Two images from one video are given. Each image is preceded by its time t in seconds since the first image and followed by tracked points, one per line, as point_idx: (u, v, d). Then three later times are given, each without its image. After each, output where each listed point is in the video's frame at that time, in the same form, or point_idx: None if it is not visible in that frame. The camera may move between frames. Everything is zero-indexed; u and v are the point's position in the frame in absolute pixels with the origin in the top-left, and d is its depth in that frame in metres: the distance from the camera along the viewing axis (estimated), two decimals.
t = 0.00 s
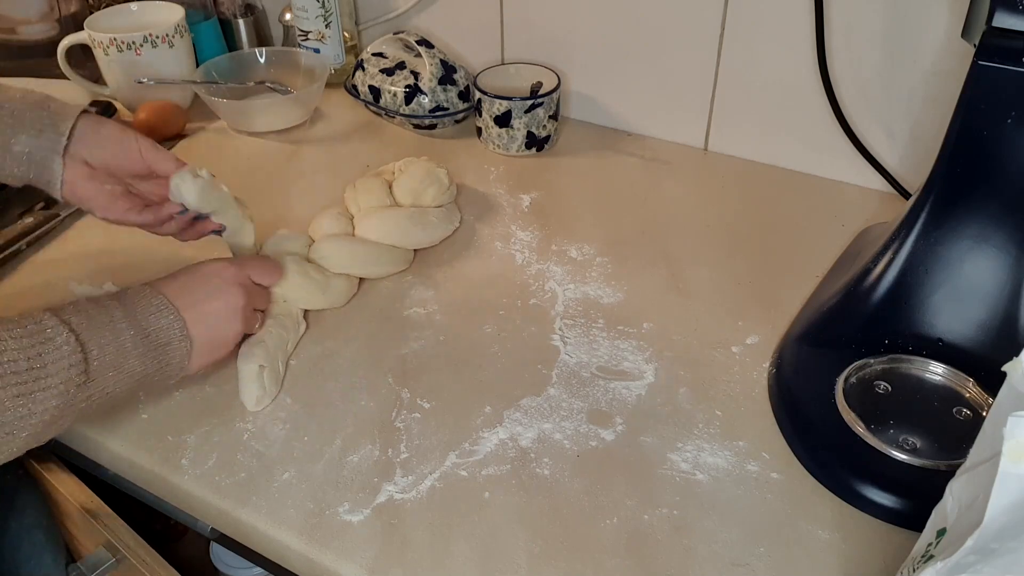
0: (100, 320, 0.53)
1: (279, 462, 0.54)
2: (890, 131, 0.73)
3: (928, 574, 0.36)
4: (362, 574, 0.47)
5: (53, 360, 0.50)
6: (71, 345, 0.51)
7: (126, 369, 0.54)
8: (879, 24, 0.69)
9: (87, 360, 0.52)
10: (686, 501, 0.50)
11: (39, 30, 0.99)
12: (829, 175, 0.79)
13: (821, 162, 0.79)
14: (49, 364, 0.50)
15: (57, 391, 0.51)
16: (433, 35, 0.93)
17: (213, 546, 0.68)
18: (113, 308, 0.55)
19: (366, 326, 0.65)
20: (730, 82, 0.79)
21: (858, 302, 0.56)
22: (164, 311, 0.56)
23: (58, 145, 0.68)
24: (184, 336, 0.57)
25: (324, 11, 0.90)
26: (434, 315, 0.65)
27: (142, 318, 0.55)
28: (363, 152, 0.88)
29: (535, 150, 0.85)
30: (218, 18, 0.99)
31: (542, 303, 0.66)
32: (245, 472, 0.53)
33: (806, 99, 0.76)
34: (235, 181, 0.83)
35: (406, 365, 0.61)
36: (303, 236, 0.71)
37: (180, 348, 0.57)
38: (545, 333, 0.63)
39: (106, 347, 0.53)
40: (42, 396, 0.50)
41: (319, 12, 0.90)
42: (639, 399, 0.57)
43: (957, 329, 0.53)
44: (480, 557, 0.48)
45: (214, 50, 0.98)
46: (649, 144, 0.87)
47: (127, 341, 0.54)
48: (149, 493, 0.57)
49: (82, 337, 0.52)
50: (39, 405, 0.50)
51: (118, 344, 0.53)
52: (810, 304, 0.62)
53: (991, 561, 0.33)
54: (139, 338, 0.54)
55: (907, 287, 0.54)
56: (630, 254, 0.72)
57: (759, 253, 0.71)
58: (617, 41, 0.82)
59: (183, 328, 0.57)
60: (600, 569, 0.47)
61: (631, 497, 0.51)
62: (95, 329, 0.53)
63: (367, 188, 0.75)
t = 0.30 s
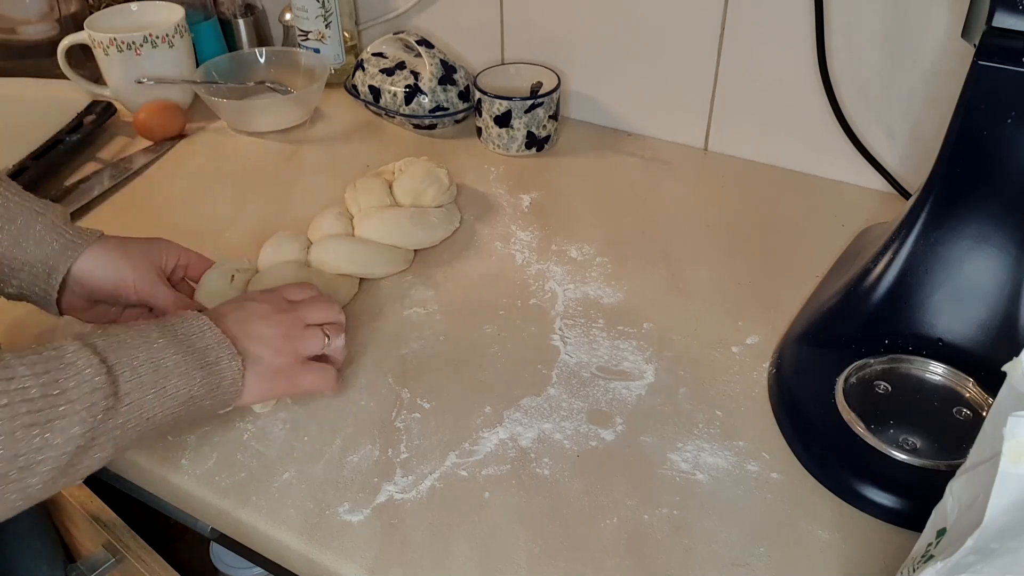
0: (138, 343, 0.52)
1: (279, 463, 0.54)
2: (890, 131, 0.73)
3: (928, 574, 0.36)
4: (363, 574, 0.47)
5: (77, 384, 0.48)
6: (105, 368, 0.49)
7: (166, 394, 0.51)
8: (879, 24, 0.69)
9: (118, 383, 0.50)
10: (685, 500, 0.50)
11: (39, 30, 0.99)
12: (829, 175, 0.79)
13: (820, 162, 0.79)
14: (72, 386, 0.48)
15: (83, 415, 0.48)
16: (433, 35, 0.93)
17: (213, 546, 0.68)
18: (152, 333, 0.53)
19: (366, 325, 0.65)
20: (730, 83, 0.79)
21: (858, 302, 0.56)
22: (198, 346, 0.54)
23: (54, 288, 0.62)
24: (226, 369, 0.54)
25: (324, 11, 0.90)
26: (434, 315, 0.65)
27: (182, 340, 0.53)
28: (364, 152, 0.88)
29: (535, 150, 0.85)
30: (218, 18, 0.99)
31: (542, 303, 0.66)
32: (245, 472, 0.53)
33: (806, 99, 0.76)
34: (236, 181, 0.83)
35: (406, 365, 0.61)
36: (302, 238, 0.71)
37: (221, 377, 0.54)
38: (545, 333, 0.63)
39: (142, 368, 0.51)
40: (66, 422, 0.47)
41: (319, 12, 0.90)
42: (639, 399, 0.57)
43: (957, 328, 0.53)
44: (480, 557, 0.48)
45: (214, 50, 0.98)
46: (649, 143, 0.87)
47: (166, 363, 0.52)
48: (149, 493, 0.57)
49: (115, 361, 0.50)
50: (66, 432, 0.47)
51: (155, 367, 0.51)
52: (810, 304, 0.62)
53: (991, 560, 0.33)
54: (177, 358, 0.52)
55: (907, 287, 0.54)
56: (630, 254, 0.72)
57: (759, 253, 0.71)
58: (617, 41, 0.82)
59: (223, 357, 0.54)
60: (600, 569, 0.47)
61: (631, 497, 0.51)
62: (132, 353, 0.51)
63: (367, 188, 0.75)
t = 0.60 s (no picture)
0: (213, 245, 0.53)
1: (279, 463, 0.54)
2: (890, 131, 0.73)
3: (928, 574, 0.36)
4: (362, 574, 0.47)
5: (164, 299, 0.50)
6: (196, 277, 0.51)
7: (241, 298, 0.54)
8: (879, 24, 0.69)
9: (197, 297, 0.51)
10: (685, 501, 0.50)
11: (39, 30, 0.99)
12: (829, 175, 0.79)
13: (820, 162, 0.79)
14: (172, 298, 0.50)
15: (184, 324, 0.51)
16: (433, 35, 0.93)
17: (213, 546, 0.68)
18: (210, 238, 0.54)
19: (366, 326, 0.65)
20: (730, 83, 0.79)
21: (858, 302, 0.56)
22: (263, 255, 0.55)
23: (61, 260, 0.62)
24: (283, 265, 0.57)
25: (324, 11, 0.90)
26: (434, 315, 0.65)
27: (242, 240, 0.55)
28: (363, 152, 0.88)
29: (535, 150, 0.85)
30: (218, 18, 0.99)
31: (542, 303, 0.66)
32: (245, 472, 0.53)
33: (806, 99, 0.76)
34: (236, 180, 0.83)
35: (406, 365, 0.61)
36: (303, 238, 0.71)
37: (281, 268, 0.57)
38: (545, 333, 0.63)
39: (221, 256, 0.52)
40: (168, 330, 0.50)
41: (319, 12, 0.90)
42: (639, 399, 0.57)
43: (957, 329, 0.53)
44: (480, 557, 0.48)
45: (214, 50, 0.98)
46: (649, 143, 0.87)
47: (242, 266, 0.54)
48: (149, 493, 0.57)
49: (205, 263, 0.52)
50: (167, 338, 0.50)
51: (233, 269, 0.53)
52: (810, 304, 0.62)
53: (991, 560, 0.33)
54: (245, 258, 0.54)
55: (906, 287, 0.54)
56: (630, 253, 0.72)
57: (759, 253, 0.71)
58: (617, 41, 0.82)
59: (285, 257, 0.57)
60: (600, 569, 0.47)
61: (631, 497, 0.51)
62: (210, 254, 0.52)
63: (368, 188, 0.75)
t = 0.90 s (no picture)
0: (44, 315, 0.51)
1: (279, 463, 0.54)
2: (890, 131, 0.73)
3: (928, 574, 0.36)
4: (362, 574, 0.47)
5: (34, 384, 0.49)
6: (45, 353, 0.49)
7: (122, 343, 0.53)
8: (878, 24, 0.69)
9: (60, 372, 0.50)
10: (686, 501, 0.50)
11: (39, 31, 0.99)
12: (829, 175, 0.79)
13: (820, 162, 0.79)
14: None
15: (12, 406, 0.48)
16: (433, 35, 0.93)
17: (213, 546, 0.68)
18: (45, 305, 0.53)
19: (366, 326, 0.65)
20: (730, 83, 0.79)
21: (858, 302, 0.56)
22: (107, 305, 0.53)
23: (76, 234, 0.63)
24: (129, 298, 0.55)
25: (324, 11, 0.90)
26: (434, 315, 0.65)
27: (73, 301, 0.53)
28: (364, 152, 0.88)
29: (535, 150, 0.85)
30: (218, 18, 0.99)
31: (542, 303, 0.66)
32: (245, 472, 0.53)
33: (806, 98, 0.76)
34: (236, 180, 0.83)
35: (407, 365, 0.61)
36: (303, 237, 0.71)
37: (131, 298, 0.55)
38: (545, 333, 0.63)
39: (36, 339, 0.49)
40: None
41: (319, 12, 0.90)
42: (639, 399, 0.57)
43: (957, 329, 0.53)
44: (480, 557, 0.48)
45: (214, 50, 0.98)
46: (649, 143, 0.87)
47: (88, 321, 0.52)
48: (149, 493, 0.57)
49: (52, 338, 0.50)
50: None
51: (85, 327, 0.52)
52: (810, 304, 0.62)
53: (991, 560, 0.33)
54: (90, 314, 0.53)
55: (906, 287, 0.54)
56: (630, 254, 0.72)
57: (759, 253, 0.71)
58: (617, 41, 0.82)
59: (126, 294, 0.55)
60: (600, 569, 0.47)
61: (631, 497, 0.51)
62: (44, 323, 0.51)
63: (367, 188, 0.75)
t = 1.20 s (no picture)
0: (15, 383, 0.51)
1: (279, 463, 0.54)
2: (890, 131, 0.73)
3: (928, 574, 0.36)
4: (362, 574, 0.47)
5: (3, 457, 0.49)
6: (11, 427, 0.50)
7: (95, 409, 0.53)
8: (879, 24, 0.69)
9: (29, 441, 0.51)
10: (686, 500, 0.50)
11: (39, 31, 0.99)
12: (829, 175, 0.79)
13: (820, 162, 0.79)
14: None
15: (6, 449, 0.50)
16: (433, 35, 0.93)
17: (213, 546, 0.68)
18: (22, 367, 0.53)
19: (366, 326, 0.65)
20: (730, 83, 0.79)
21: (858, 302, 0.56)
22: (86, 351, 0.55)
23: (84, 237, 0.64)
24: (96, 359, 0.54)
25: (324, 11, 0.90)
26: (434, 315, 0.65)
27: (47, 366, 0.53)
28: (364, 152, 0.88)
29: (534, 150, 0.85)
30: (218, 18, 0.99)
31: (542, 303, 0.66)
32: (245, 472, 0.53)
33: (806, 98, 0.76)
34: (235, 180, 0.83)
35: (407, 365, 0.61)
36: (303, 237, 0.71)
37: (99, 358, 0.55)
38: (545, 333, 0.63)
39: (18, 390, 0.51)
40: None
41: (319, 12, 0.90)
42: (639, 399, 0.57)
43: (957, 328, 0.53)
44: (480, 557, 0.48)
45: (214, 50, 0.98)
46: (649, 143, 0.87)
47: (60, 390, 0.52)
48: (149, 493, 0.57)
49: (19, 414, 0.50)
50: None
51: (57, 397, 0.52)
52: (810, 304, 0.62)
53: (991, 560, 0.33)
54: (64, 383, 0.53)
55: (906, 287, 0.54)
56: (630, 254, 0.72)
57: (759, 253, 0.71)
58: (617, 42, 0.82)
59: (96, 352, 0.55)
60: (600, 569, 0.47)
61: (631, 497, 0.51)
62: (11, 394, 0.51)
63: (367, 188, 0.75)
